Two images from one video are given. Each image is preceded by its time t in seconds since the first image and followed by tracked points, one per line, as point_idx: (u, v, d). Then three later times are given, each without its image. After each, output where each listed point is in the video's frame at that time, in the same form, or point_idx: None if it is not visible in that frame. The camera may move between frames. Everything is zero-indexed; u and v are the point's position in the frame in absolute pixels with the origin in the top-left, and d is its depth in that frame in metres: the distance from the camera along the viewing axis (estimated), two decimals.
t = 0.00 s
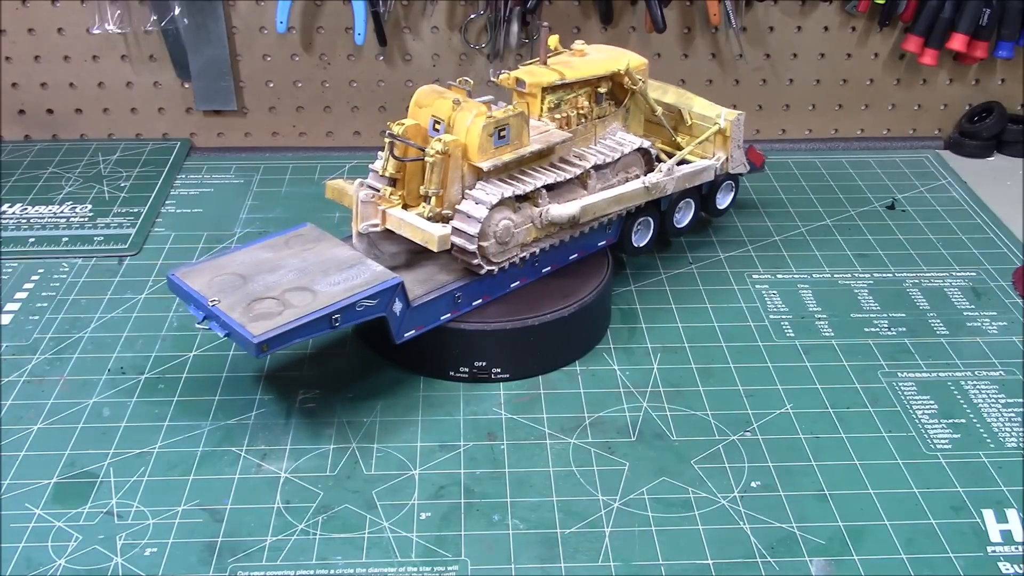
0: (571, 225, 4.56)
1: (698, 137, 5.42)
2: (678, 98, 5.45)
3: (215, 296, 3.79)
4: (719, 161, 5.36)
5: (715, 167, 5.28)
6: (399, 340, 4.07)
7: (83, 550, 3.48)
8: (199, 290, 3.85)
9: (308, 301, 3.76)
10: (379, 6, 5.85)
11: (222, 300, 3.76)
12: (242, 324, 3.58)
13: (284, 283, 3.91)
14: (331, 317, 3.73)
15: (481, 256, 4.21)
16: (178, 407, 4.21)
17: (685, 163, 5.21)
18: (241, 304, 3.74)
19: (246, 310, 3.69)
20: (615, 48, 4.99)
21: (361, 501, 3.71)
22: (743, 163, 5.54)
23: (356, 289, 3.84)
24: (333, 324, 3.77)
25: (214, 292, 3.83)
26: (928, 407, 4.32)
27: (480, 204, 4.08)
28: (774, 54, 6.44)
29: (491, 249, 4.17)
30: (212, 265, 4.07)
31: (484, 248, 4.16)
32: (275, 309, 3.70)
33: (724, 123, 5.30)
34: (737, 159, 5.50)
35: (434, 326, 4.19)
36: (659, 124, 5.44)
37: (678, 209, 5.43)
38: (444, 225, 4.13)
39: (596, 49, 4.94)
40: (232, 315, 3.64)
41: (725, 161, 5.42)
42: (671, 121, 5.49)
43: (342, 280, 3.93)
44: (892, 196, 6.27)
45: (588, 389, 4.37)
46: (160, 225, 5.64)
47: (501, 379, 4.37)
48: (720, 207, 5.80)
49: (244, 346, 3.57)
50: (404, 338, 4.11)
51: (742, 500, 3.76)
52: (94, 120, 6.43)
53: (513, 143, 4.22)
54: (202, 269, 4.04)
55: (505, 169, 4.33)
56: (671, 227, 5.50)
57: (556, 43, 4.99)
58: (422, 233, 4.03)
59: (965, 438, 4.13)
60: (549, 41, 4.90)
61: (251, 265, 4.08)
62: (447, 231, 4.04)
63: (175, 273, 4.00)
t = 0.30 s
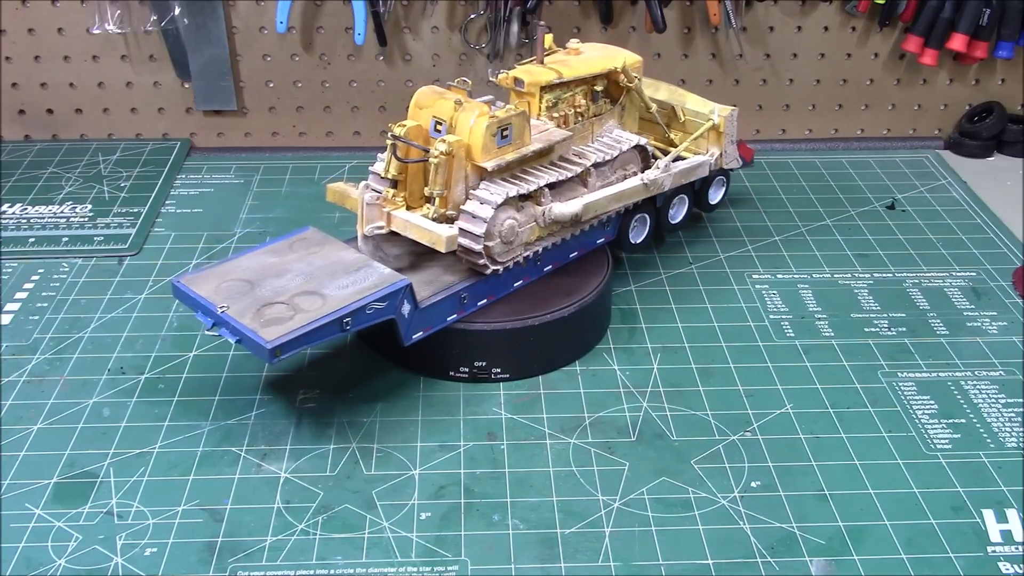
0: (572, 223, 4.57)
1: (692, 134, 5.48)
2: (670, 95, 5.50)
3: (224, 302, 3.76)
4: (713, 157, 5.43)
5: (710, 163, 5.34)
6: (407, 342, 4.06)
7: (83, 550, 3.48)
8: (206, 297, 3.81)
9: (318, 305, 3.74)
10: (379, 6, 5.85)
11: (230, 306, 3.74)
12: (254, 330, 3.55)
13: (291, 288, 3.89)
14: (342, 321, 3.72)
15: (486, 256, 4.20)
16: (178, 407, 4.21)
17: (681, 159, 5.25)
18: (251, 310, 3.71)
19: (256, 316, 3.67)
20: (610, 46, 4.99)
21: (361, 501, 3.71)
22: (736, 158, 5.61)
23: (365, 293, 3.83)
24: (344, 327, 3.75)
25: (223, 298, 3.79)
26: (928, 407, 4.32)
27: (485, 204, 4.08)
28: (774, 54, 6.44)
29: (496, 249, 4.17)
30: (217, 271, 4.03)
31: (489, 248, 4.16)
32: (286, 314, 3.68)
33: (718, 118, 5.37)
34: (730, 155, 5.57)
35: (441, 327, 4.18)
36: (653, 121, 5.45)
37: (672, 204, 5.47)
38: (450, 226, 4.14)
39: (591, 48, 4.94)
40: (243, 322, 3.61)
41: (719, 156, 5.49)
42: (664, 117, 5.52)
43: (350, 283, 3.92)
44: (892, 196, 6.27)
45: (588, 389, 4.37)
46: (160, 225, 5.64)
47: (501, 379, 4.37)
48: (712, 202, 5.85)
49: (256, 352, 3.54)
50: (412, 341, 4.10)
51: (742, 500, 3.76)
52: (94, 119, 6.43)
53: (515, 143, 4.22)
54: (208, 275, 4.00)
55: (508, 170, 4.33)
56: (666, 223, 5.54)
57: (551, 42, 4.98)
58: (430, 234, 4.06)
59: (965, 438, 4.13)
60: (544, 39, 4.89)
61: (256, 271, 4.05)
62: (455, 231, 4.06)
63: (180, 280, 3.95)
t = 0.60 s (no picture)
0: (574, 221, 4.59)
1: (686, 130, 5.49)
2: (662, 92, 5.52)
3: (233, 308, 3.70)
4: (707, 153, 5.47)
5: (704, 159, 5.38)
6: (416, 344, 4.05)
7: (83, 550, 3.48)
8: (215, 304, 3.74)
9: (329, 309, 3.70)
10: (379, 6, 5.85)
11: (240, 312, 3.68)
12: (267, 336, 3.51)
13: (300, 292, 3.84)
14: (354, 324, 3.68)
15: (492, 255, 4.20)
16: (178, 407, 4.21)
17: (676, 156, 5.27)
18: (262, 315, 3.66)
19: (268, 321, 3.62)
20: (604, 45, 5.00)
21: (361, 501, 3.71)
22: (728, 154, 5.70)
23: (375, 295, 3.79)
24: (356, 330, 3.72)
25: (232, 304, 3.74)
26: (928, 407, 4.32)
27: (492, 204, 4.09)
28: (774, 54, 6.44)
29: (502, 248, 4.17)
30: (223, 277, 3.97)
31: (495, 248, 4.16)
32: (297, 318, 3.64)
33: (712, 115, 5.41)
34: (723, 151, 5.63)
35: (448, 328, 4.17)
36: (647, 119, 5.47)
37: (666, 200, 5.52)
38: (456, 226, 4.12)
39: (586, 47, 4.94)
40: (256, 327, 3.57)
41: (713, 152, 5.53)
42: (657, 114, 5.54)
43: (359, 286, 3.88)
44: (892, 196, 6.27)
45: (588, 389, 4.37)
46: (160, 225, 5.64)
47: (501, 379, 4.37)
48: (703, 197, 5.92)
49: (270, 358, 3.50)
50: (421, 342, 4.09)
51: (743, 500, 3.76)
52: (94, 120, 6.43)
53: (517, 142, 4.23)
54: (213, 281, 3.93)
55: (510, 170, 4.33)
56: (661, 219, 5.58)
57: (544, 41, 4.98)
58: (435, 233, 4.03)
59: (965, 438, 4.13)
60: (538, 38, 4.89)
61: (263, 275, 4.00)
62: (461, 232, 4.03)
63: (185, 286, 3.89)
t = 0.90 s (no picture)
0: (574, 220, 4.60)
1: (679, 127, 5.53)
2: (655, 90, 5.53)
3: (243, 314, 3.66)
4: (701, 148, 5.50)
5: (698, 155, 5.42)
6: (424, 345, 4.04)
7: (83, 550, 3.48)
8: (224, 310, 3.69)
9: (340, 313, 3.67)
10: (379, 6, 5.85)
11: (251, 317, 3.64)
12: (280, 341, 3.47)
13: (310, 297, 3.81)
14: (366, 327, 3.66)
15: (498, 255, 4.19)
16: (178, 407, 4.21)
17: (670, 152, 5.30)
18: (273, 320, 3.62)
19: (280, 326, 3.58)
20: (599, 43, 5.01)
21: (361, 501, 3.71)
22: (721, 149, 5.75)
23: (386, 298, 3.78)
24: (368, 333, 3.69)
25: (242, 310, 3.69)
26: (928, 407, 4.32)
27: (497, 204, 4.09)
28: (774, 54, 6.44)
29: (507, 248, 4.17)
30: (229, 283, 3.91)
31: (500, 248, 4.15)
32: (309, 323, 3.60)
33: (705, 111, 5.45)
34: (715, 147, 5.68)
35: (455, 329, 4.17)
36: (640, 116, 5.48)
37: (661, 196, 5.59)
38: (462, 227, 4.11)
39: (580, 46, 4.95)
40: (268, 333, 3.53)
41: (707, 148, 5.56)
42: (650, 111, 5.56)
43: (368, 289, 3.86)
44: (892, 196, 6.27)
45: (588, 389, 4.37)
46: (160, 225, 5.64)
47: (501, 379, 4.37)
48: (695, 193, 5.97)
49: (284, 363, 3.46)
50: (429, 343, 4.08)
51: (742, 500, 3.76)
52: (94, 120, 6.43)
53: (519, 142, 4.24)
54: (219, 287, 3.87)
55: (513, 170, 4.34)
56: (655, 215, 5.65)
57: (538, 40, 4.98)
58: (443, 235, 4.01)
59: (965, 438, 4.13)
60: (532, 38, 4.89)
61: (270, 280, 3.94)
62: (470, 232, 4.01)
63: (192, 292, 3.83)
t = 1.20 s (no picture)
0: (575, 218, 4.61)
1: (671, 124, 5.57)
2: (647, 87, 5.55)
3: (255, 319, 3.62)
4: (694, 144, 5.54)
5: (692, 151, 5.46)
6: (433, 347, 4.02)
7: (84, 550, 3.48)
8: (235, 317, 3.65)
9: (352, 316, 3.66)
10: (379, 6, 5.84)
11: (263, 323, 3.61)
12: (295, 346, 3.45)
13: (320, 300, 3.78)
14: (379, 330, 3.64)
15: (503, 255, 4.19)
16: (178, 407, 4.21)
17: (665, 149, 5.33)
18: (285, 324, 3.60)
19: (292, 330, 3.56)
20: (592, 42, 5.05)
21: (361, 501, 3.71)
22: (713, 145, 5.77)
23: (397, 300, 3.76)
24: (381, 336, 3.68)
25: (253, 316, 3.65)
26: (928, 407, 4.32)
27: (503, 203, 4.10)
28: (774, 54, 6.44)
29: (512, 247, 4.17)
30: (236, 288, 3.87)
31: (506, 247, 4.15)
32: (322, 327, 3.59)
33: (697, 107, 5.50)
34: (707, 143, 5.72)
35: (462, 329, 4.16)
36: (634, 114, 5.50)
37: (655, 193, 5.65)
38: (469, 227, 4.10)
39: (574, 44, 4.97)
40: (282, 338, 3.50)
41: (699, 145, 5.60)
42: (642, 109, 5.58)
43: (378, 291, 3.84)
44: (892, 196, 6.27)
45: (588, 388, 4.37)
46: (160, 225, 5.64)
47: (501, 379, 4.38)
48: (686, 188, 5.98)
49: (299, 367, 3.44)
50: (437, 345, 4.07)
51: (742, 500, 3.76)
52: (94, 119, 6.43)
53: (521, 141, 4.27)
54: (228, 293, 3.83)
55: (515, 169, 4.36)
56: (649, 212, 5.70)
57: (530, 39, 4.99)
58: (450, 236, 4.01)
59: (965, 438, 4.13)
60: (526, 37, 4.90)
61: (278, 286, 3.90)
62: (478, 233, 4.00)
63: (200, 298, 3.78)
